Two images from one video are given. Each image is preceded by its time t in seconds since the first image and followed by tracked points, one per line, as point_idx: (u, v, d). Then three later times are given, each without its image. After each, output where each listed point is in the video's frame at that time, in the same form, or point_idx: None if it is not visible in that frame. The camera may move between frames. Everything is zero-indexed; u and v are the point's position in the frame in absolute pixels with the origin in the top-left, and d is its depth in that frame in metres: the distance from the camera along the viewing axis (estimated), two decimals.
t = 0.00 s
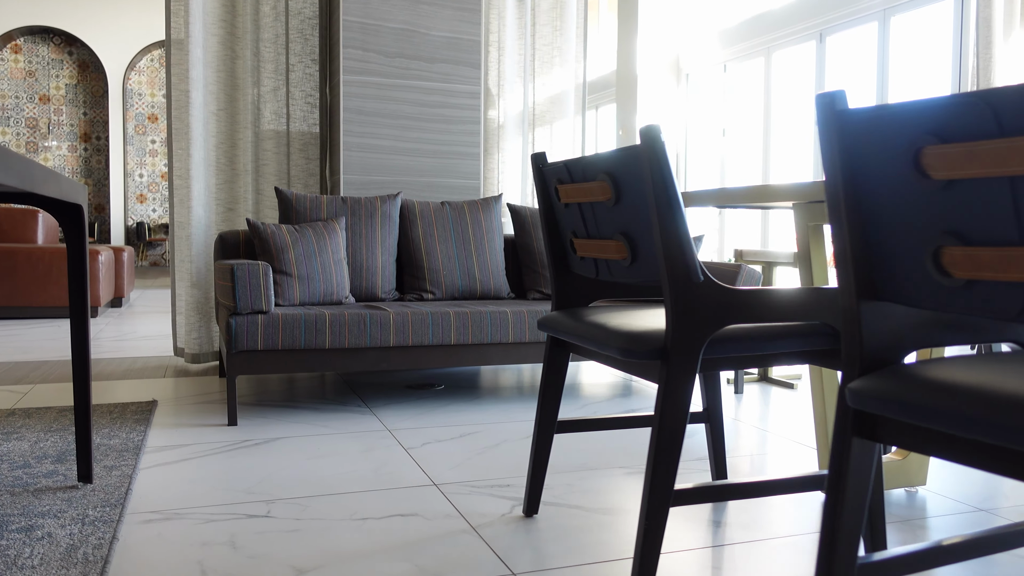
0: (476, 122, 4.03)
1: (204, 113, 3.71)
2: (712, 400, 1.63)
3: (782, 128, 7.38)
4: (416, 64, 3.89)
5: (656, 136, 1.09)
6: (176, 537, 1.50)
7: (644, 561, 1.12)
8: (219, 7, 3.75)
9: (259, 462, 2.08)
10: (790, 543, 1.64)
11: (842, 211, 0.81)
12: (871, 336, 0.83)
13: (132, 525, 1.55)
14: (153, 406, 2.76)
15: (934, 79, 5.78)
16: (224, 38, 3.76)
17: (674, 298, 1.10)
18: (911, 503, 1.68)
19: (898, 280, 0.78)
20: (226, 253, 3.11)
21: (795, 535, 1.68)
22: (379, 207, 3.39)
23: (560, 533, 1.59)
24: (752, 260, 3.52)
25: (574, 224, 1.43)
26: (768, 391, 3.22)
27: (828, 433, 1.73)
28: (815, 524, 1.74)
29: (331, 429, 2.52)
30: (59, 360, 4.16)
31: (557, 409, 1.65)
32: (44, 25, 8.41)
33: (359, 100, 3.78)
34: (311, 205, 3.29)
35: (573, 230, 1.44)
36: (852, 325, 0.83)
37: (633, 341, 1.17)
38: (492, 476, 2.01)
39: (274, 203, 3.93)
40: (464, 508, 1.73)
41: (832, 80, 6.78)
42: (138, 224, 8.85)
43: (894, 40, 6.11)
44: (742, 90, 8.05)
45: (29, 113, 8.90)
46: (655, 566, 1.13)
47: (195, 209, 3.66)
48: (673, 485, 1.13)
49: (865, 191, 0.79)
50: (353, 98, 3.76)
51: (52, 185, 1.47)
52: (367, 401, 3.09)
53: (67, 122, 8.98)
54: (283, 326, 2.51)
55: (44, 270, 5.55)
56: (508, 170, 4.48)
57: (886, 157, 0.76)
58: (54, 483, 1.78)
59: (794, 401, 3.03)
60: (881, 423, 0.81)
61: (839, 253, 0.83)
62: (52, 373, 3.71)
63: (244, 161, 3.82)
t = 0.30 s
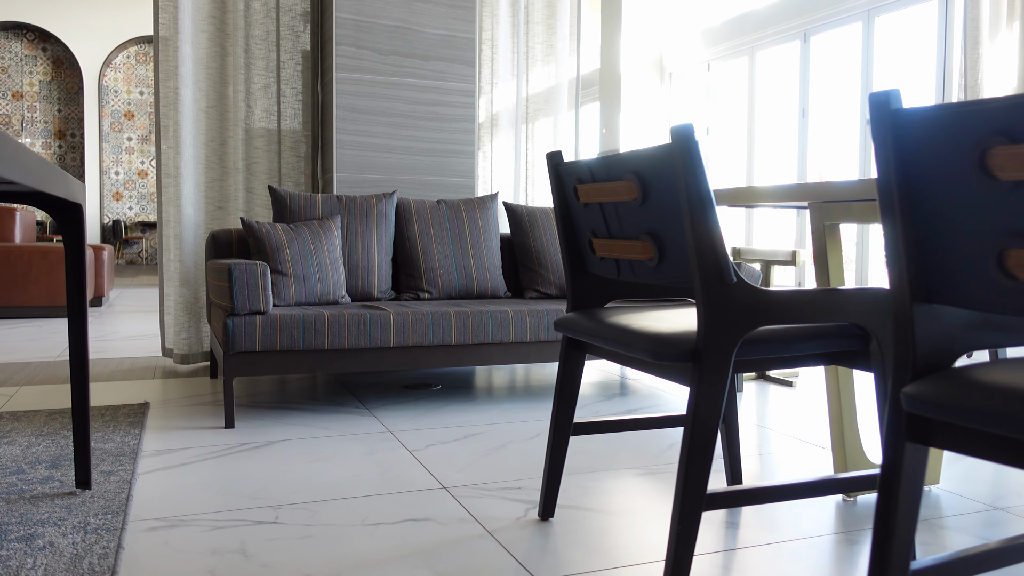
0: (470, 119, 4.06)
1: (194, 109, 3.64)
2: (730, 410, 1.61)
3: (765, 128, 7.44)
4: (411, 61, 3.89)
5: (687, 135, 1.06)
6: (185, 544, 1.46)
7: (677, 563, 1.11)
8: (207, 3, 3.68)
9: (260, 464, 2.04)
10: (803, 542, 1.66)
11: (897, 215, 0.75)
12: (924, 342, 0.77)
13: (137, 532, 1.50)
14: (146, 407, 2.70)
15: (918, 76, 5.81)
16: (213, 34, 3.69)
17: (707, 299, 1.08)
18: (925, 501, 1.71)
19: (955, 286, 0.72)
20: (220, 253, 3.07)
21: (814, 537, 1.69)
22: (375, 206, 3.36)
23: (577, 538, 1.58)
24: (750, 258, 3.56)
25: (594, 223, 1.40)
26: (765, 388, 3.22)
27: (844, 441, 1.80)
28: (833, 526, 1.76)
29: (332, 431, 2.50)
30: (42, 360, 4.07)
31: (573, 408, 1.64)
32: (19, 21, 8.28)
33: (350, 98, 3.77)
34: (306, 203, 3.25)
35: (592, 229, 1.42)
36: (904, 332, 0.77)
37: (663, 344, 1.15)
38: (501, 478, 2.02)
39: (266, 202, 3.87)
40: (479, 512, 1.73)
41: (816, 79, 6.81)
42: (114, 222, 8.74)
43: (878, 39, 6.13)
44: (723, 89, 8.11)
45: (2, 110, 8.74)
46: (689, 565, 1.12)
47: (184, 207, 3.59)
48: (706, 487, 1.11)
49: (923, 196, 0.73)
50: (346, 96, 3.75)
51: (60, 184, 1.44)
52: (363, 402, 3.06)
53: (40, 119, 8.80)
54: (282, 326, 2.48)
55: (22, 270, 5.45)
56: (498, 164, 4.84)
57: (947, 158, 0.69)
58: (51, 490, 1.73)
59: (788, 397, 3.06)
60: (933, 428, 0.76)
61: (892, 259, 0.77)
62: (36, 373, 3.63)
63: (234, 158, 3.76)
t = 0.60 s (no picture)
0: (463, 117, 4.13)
1: (185, 108, 3.60)
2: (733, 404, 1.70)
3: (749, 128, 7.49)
4: (404, 58, 3.95)
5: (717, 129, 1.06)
6: (194, 550, 1.43)
7: (703, 564, 1.10)
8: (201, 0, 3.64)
9: (262, 467, 2.01)
10: (811, 543, 1.65)
11: (948, 213, 0.74)
12: (972, 341, 0.76)
13: (144, 539, 1.47)
14: (141, 409, 2.66)
15: (901, 79, 5.84)
16: (205, 31, 3.65)
17: (735, 297, 1.08)
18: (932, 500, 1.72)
19: (1005, 284, 0.71)
20: (213, 253, 3.03)
21: (823, 537, 1.68)
22: (370, 204, 3.34)
23: (591, 540, 1.57)
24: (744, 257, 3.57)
25: (611, 221, 1.39)
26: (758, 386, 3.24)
27: (852, 437, 1.79)
28: (841, 525, 1.75)
29: (330, 432, 2.46)
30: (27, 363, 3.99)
31: (584, 409, 1.62)
32: None
33: (345, 96, 3.81)
34: (300, 202, 3.21)
35: (609, 226, 1.41)
36: (951, 331, 0.76)
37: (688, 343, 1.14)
38: (504, 480, 1.98)
39: (257, 202, 3.81)
40: (488, 514, 1.69)
41: (797, 79, 6.82)
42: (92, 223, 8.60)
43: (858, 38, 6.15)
44: (706, 90, 8.14)
45: None
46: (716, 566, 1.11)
47: (175, 206, 3.55)
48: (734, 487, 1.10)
49: (977, 193, 0.71)
50: (340, 94, 3.79)
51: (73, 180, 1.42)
52: (360, 403, 3.03)
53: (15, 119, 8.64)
54: (280, 327, 2.45)
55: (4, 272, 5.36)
56: (490, 160, 4.88)
57: (1002, 154, 0.68)
58: (52, 495, 1.69)
59: (782, 394, 3.09)
60: (979, 430, 0.75)
61: (941, 258, 0.76)
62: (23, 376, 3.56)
63: (226, 157, 3.72)
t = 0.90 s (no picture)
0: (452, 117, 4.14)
1: (174, 106, 3.57)
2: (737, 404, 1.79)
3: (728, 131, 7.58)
4: (394, 57, 3.96)
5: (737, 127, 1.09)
6: (201, 548, 1.42)
7: (719, 558, 1.12)
8: None
9: (260, 466, 1.99)
10: (811, 542, 1.67)
11: (981, 207, 0.78)
12: (1003, 331, 0.81)
13: (149, 538, 1.46)
14: (133, 409, 2.62)
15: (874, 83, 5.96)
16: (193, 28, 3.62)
17: (754, 292, 1.11)
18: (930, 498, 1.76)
19: None
20: (203, 252, 3.01)
21: (822, 535, 1.70)
22: (361, 204, 3.32)
23: (598, 537, 1.58)
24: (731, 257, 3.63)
25: (619, 217, 1.40)
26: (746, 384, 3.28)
27: (852, 436, 1.84)
28: (839, 523, 1.77)
29: (324, 431, 2.45)
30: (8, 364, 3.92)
31: (587, 409, 1.62)
32: None
33: (335, 96, 3.82)
34: (292, 202, 3.20)
35: (616, 223, 1.42)
36: (985, 323, 0.81)
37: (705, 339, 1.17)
38: (504, 477, 1.95)
39: (245, 202, 3.79)
40: (492, 512, 1.69)
41: (773, 82, 6.88)
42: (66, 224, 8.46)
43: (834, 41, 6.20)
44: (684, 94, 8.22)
45: None
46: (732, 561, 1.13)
47: (164, 205, 3.51)
48: (749, 481, 1.13)
49: (1009, 187, 0.75)
50: (330, 94, 3.80)
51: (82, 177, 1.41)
52: (353, 402, 3.03)
53: None
54: (276, 326, 2.45)
55: None
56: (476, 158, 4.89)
57: None
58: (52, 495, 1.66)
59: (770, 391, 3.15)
60: (1009, 419, 0.80)
61: (974, 252, 0.80)
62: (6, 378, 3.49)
63: (213, 156, 3.69)
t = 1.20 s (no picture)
0: (432, 117, 4.14)
1: (152, 107, 3.53)
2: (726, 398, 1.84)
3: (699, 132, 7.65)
4: (374, 58, 3.96)
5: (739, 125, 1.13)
6: (198, 551, 1.41)
7: (722, 548, 1.15)
8: None
9: (249, 467, 1.98)
10: (802, 532, 1.68)
11: (984, 208, 0.85)
12: (1003, 323, 0.88)
13: (145, 541, 1.44)
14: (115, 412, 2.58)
15: (841, 84, 6.07)
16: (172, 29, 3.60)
17: (755, 287, 1.15)
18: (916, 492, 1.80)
19: None
20: (185, 254, 2.98)
21: (810, 526, 1.72)
22: (344, 204, 3.31)
23: (594, 533, 1.60)
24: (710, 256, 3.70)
25: (616, 215, 1.42)
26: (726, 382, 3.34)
27: (839, 431, 1.88)
28: (828, 514, 1.81)
29: (311, 432, 2.43)
30: None
31: (583, 405, 1.62)
32: None
33: (316, 96, 3.81)
34: (274, 202, 3.19)
35: (614, 221, 1.43)
36: (987, 316, 0.88)
37: (706, 334, 1.20)
38: (497, 474, 1.96)
39: (226, 202, 3.78)
40: (487, 510, 1.69)
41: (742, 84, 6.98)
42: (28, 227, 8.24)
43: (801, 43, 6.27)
44: (655, 94, 8.29)
45: None
46: (734, 552, 1.16)
47: (143, 206, 3.44)
48: (749, 474, 1.16)
49: (1011, 185, 0.83)
50: (311, 94, 3.79)
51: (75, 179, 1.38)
52: (338, 403, 3.01)
53: None
54: (263, 326, 2.46)
55: None
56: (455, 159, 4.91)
57: None
58: (41, 499, 1.63)
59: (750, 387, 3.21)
60: (1010, 406, 0.87)
61: (977, 245, 0.87)
62: None
63: (193, 158, 3.67)
